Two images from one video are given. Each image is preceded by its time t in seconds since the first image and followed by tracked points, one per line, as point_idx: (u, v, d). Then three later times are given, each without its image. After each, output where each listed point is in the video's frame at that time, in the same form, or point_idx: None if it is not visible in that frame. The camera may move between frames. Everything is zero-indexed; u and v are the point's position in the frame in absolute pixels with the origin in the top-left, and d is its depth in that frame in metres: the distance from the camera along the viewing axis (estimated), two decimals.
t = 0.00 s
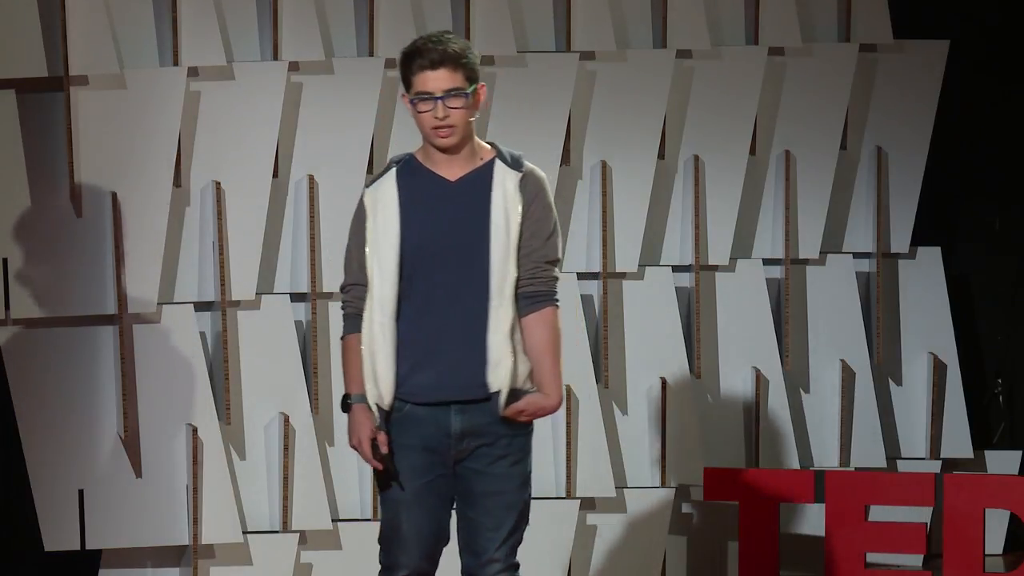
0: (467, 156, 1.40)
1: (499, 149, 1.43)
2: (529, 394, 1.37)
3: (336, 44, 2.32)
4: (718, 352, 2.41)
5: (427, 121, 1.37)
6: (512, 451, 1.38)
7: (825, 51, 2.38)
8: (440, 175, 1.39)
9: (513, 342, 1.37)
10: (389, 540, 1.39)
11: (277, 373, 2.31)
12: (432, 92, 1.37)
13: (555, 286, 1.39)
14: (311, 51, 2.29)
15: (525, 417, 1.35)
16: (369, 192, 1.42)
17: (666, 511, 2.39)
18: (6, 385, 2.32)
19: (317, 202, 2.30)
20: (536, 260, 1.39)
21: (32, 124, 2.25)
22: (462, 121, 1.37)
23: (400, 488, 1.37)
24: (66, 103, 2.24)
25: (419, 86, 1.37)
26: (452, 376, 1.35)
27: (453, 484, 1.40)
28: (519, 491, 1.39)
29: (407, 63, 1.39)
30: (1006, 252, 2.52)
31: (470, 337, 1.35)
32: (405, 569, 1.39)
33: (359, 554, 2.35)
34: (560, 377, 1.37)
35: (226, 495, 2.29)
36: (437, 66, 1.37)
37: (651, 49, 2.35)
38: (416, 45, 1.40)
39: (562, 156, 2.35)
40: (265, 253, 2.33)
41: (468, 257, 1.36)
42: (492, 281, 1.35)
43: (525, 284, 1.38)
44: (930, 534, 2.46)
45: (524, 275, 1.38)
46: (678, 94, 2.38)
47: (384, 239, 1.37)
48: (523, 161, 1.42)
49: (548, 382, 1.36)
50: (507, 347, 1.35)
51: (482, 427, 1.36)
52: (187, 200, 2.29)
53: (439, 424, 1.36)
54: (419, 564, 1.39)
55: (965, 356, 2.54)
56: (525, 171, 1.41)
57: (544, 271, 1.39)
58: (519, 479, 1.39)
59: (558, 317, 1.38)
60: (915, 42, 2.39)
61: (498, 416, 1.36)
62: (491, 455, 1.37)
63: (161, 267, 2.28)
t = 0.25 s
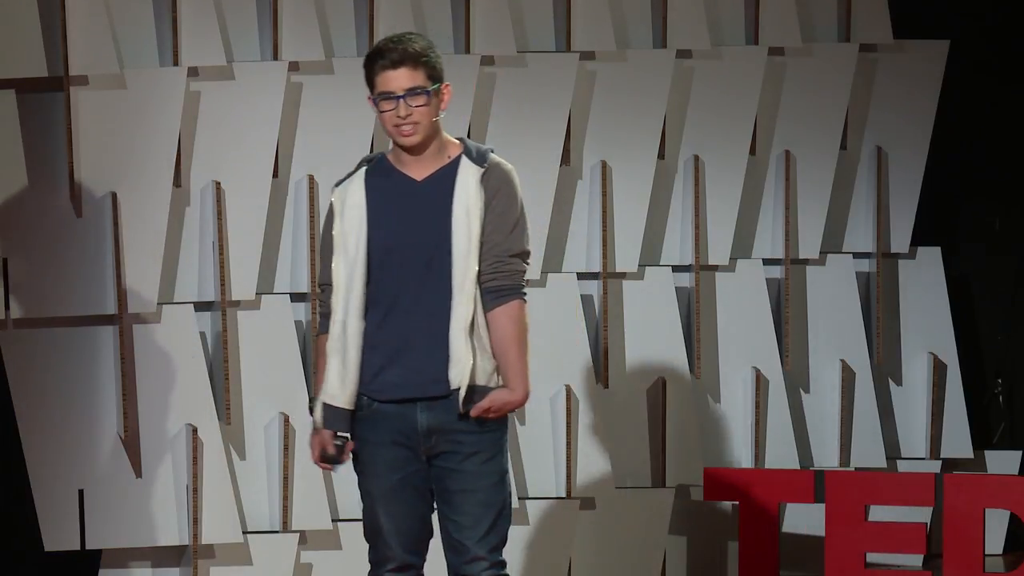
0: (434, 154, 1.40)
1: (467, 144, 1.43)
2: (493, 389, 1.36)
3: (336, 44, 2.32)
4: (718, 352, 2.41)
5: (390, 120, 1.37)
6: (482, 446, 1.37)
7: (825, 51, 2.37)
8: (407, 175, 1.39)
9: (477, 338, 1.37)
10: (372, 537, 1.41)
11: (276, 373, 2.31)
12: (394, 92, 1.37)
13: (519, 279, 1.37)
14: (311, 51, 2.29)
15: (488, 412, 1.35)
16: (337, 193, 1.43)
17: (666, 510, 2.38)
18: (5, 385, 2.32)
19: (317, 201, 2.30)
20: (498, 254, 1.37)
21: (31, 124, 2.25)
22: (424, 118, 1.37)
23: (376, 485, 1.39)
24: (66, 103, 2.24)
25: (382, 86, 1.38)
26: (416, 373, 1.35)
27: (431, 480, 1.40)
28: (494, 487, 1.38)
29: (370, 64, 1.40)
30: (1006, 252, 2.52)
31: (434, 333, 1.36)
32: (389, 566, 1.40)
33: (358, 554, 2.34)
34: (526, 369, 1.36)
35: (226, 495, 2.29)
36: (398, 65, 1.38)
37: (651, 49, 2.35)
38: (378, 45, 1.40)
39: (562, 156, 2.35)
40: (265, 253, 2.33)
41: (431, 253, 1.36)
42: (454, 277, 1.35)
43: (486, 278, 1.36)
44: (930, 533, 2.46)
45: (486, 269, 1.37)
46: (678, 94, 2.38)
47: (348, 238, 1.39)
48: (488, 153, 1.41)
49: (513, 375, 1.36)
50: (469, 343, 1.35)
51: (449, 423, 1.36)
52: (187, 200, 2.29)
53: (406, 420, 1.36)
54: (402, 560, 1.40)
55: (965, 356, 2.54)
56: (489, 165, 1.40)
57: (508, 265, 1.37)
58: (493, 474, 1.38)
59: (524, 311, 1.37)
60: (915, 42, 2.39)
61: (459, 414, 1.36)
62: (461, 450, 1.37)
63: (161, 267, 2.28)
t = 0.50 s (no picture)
0: (413, 155, 1.40)
1: (444, 140, 1.44)
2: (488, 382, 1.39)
3: (336, 44, 2.32)
4: (718, 352, 2.42)
5: (370, 124, 1.37)
6: (476, 438, 1.38)
7: (825, 51, 2.38)
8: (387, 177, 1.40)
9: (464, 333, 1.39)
10: (368, 532, 1.42)
11: (276, 373, 2.31)
12: (373, 96, 1.37)
13: (504, 272, 1.40)
14: (311, 51, 2.29)
15: (487, 404, 1.35)
16: (319, 197, 1.44)
17: (666, 510, 2.37)
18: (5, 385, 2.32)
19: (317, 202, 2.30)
20: (484, 248, 1.40)
21: (31, 123, 2.24)
22: (404, 121, 1.38)
23: (370, 480, 1.39)
24: (66, 103, 2.24)
25: (360, 90, 1.37)
26: (407, 371, 1.36)
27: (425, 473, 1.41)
28: (488, 478, 1.38)
29: (346, 67, 1.39)
30: (1006, 252, 2.52)
31: (423, 330, 1.37)
32: (386, 560, 1.41)
33: (358, 554, 2.34)
34: (518, 360, 1.38)
35: (226, 495, 2.29)
36: (376, 69, 1.37)
37: (651, 49, 2.34)
38: (354, 49, 1.39)
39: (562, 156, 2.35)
40: (265, 253, 2.33)
41: (416, 251, 1.37)
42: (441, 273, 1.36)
43: (473, 274, 1.39)
44: (930, 533, 2.46)
45: (472, 264, 1.39)
46: (678, 94, 2.38)
47: (333, 240, 1.40)
48: (466, 149, 1.43)
49: (506, 366, 1.37)
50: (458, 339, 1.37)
51: (444, 417, 1.37)
52: (187, 200, 2.29)
53: (400, 416, 1.37)
54: (398, 554, 1.41)
55: (965, 356, 2.54)
56: (467, 160, 1.41)
57: (493, 259, 1.40)
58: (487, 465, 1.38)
59: (512, 303, 1.40)
60: (915, 42, 2.39)
61: (454, 409, 1.37)
62: (455, 443, 1.38)
63: (161, 267, 2.28)
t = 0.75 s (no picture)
0: (414, 152, 1.43)
1: (443, 139, 1.46)
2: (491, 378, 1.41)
3: (336, 44, 2.32)
4: (718, 352, 2.42)
5: (376, 118, 1.39)
6: (479, 434, 1.40)
7: (825, 51, 2.37)
8: (387, 174, 1.42)
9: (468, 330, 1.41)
10: (368, 531, 1.42)
11: (276, 373, 2.31)
12: (381, 90, 1.39)
13: (505, 269, 1.43)
14: (311, 51, 2.29)
15: (492, 400, 1.38)
16: (320, 194, 1.45)
17: (666, 510, 2.37)
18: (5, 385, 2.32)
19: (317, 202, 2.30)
20: (484, 246, 1.42)
21: (31, 123, 2.24)
22: (410, 117, 1.40)
23: (372, 479, 1.40)
24: (66, 103, 2.24)
25: (367, 84, 1.39)
26: (412, 368, 1.38)
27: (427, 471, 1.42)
28: (492, 473, 1.40)
29: (353, 61, 1.41)
30: (1006, 252, 2.52)
31: (427, 327, 1.39)
32: (388, 558, 1.42)
33: (358, 554, 2.34)
34: (520, 357, 1.42)
35: (226, 495, 2.28)
36: (384, 64, 1.39)
37: (651, 49, 2.34)
38: (361, 43, 1.41)
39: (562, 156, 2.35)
40: (265, 253, 2.33)
41: (420, 250, 1.39)
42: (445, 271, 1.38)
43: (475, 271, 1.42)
44: (930, 533, 2.46)
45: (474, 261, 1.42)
46: (678, 94, 2.38)
47: (336, 237, 1.41)
48: (466, 148, 1.46)
49: (509, 363, 1.41)
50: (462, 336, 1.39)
51: (450, 414, 1.39)
52: (187, 200, 2.29)
53: (405, 413, 1.39)
54: (399, 552, 1.42)
55: (965, 356, 2.54)
56: (468, 158, 1.44)
57: (495, 256, 1.43)
58: (492, 461, 1.41)
59: (512, 300, 1.43)
60: (915, 42, 2.39)
61: (460, 406, 1.39)
62: (458, 440, 1.39)
63: (161, 267, 2.28)
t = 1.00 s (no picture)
0: (427, 150, 1.46)
1: (454, 140, 1.50)
2: (500, 380, 1.46)
3: (336, 44, 2.32)
4: (718, 351, 2.41)
5: (395, 113, 1.42)
6: (488, 438, 1.46)
7: (825, 51, 2.38)
8: (401, 172, 1.45)
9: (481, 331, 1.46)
10: (372, 530, 1.44)
11: (277, 373, 2.31)
12: (401, 86, 1.41)
13: (515, 273, 1.48)
14: (311, 51, 2.29)
15: (501, 403, 1.42)
16: (332, 189, 1.46)
17: (666, 510, 2.37)
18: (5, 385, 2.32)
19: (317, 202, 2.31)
20: (497, 250, 1.47)
21: (31, 123, 2.24)
22: (428, 115, 1.43)
23: (381, 477, 1.43)
24: (66, 103, 2.24)
25: (386, 80, 1.42)
26: (427, 367, 1.42)
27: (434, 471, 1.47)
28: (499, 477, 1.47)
29: (373, 57, 1.43)
30: (1006, 251, 2.52)
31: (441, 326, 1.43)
32: (390, 557, 1.44)
33: (358, 554, 2.34)
34: (529, 360, 1.47)
35: (226, 495, 2.29)
36: (405, 61, 1.42)
37: (651, 49, 2.34)
38: (381, 39, 1.44)
39: (562, 156, 2.35)
40: (265, 253, 2.33)
41: (434, 252, 1.43)
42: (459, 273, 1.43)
43: (486, 273, 1.46)
44: (930, 533, 2.46)
45: (487, 264, 1.47)
46: (679, 94, 2.38)
47: (350, 235, 1.43)
48: (478, 151, 1.50)
49: (518, 366, 1.46)
50: (476, 336, 1.44)
51: (461, 416, 1.44)
52: (187, 200, 2.29)
53: (418, 414, 1.43)
54: (402, 552, 1.44)
55: (965, 356, 2.54)
56: (482, 161, 1.49)
57: (507, 262, 1.48)
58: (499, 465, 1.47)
59: (520, 303, 1.48)
60: (915, 42, 2.39)
61: (473, 408, 1.44)
62: (469, 443, 1.45)
63: (161, 267, 2.28)
